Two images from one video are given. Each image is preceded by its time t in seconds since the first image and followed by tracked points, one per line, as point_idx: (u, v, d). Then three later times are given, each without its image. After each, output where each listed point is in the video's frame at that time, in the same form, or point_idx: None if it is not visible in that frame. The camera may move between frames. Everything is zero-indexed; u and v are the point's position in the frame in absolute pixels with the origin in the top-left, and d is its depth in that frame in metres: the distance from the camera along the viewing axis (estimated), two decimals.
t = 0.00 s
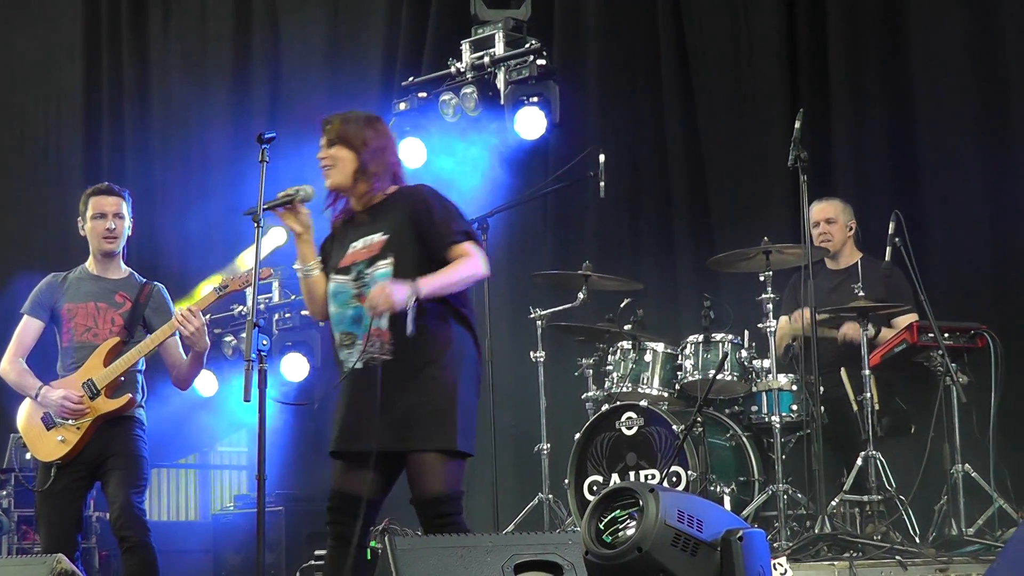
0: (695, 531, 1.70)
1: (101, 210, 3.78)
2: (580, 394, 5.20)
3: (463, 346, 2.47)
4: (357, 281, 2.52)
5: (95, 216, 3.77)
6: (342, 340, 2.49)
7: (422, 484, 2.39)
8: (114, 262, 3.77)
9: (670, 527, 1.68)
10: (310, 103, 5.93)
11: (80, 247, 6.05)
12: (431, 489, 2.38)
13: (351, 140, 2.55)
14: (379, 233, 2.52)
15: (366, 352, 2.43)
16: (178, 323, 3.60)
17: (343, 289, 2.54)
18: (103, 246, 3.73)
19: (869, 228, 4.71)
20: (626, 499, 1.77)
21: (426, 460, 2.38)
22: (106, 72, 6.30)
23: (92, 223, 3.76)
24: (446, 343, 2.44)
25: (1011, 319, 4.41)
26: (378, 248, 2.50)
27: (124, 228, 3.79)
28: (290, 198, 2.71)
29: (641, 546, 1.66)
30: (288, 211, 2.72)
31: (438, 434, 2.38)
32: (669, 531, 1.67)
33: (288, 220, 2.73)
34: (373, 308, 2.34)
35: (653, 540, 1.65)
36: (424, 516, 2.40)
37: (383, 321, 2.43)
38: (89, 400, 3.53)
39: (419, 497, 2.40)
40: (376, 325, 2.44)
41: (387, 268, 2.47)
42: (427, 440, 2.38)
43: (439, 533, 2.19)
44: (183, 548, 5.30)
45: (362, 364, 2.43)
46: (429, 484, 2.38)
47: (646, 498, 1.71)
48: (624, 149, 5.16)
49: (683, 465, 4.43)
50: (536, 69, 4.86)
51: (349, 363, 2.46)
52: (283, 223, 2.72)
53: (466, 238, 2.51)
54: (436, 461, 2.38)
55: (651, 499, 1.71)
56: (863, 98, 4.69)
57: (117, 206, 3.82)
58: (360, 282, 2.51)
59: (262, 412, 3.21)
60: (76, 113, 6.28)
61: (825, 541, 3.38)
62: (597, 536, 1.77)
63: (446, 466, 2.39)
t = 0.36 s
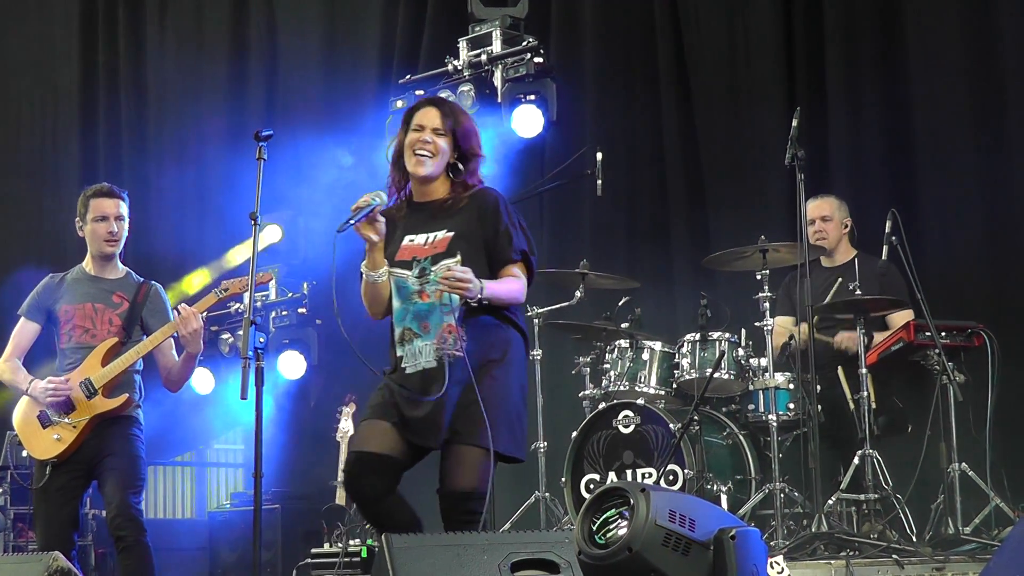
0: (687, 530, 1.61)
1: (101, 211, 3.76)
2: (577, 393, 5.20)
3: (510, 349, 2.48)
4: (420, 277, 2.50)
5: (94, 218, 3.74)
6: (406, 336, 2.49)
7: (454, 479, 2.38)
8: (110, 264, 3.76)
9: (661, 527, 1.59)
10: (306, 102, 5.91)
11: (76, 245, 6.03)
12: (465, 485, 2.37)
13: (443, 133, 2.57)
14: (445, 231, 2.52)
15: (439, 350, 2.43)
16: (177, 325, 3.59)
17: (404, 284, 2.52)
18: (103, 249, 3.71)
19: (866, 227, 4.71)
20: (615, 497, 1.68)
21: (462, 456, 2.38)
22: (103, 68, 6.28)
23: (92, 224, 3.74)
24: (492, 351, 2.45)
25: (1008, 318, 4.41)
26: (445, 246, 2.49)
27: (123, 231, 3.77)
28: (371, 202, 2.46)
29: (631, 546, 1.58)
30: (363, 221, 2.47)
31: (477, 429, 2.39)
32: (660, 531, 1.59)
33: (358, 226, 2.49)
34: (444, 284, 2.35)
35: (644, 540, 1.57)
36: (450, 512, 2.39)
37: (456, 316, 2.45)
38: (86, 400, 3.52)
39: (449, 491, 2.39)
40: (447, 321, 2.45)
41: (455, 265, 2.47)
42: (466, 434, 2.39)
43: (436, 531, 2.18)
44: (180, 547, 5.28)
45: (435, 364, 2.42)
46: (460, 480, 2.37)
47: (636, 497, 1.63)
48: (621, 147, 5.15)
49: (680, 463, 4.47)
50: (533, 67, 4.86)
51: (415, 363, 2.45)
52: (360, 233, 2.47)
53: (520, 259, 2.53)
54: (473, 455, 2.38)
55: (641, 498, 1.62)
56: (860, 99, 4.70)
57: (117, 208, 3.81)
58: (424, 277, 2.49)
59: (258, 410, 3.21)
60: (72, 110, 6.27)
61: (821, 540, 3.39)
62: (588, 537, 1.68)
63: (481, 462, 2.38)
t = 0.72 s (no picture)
0: (678, 528, 1.55)
1: (101, 202, 3.76)
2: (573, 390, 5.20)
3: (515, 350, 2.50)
4: (427, 280, 2.50)
5: (93, 208, 3.75)
6: (411, 338, 2.50)
7: (453, 478, 2.38)
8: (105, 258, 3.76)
9: (651, 525, 1.52)
10: (303, 101, 5.91)
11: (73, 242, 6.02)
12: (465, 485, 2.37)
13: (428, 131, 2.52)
14: (452, 234, 2.51)
15: (442, 357, 2.44)
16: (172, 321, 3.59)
17: (410, 285, 2.52)
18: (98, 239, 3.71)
19: (863, 225, 4.72)
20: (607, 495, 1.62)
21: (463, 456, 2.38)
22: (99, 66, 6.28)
23: (90, 213, 3.74)
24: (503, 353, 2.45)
25: (1004, 316, 4.41)
26: (453, 251, 2.49)
27: (121, 224, 3.78)
28: (372, 184, 2.49)
29: (621, 545, 1.51)
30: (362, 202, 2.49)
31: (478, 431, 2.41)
32: (650, 529, 1.52)
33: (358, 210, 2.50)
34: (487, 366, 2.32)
35: (633, 538, 1.51)
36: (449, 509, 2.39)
37: (462, 325, 2.46)
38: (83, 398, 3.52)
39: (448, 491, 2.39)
40: (451, 329, 2.46)
41: (462, 272, 2.47)
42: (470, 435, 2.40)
43: (434, 529, 2.17)
44: (177, 545, 5.28)
45: (438, 371, 2.44)
46: (459, 479, 2.37)
47: (626, 495, 1.56)
48: (618, 144, 5.16)
49: (676, 461, 4.45)
50: (531, 65, 4.86)
51: (418, 366, 2.46)
52: (360, 213, 2.48)
53: (526, 263, 2.51)
54: (475, 455, 2.38)
55: (631, 496, 1.56)
56: (856, 97, 4.70)
57: (117, 201, 3.81)
58: (430, 281, 2.49)
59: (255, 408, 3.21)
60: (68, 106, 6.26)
61: (819, 538, 3.41)
62: (580, 536, 1.62)
63: (483, 462, 2.39)
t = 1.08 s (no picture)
0: (672, 527, 1.47)
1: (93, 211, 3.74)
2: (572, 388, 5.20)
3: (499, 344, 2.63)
4: (410, 274, 2.68)
5: (88, 219, 3.72)
6: (395, 332, 2.67)
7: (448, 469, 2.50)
8: (106, 259, 3.74)
9: (644, 524, 1.45)
10: (302, 105, 5.98)
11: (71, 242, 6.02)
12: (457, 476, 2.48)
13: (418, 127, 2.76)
14: (429, 226, 2.69)
15: (425, 348, 2.63)
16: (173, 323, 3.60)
17: (395, 280, 2.70)
18: (98, 249, 3.70)
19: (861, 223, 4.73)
20: (602, 494, 1.55)
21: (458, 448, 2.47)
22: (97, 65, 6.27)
23: (86, 225, 3.72)
24: (484, 348, 2.59)
25: (1003, 314, 4.41)
26: (430, 244, 2.68)
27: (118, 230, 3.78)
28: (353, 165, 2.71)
29: (613, 545, 1.44)
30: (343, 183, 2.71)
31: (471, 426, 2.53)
32: (643, 529, 1.45)
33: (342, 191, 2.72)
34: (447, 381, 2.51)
35: (626, 539, 1.44)
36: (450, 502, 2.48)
37: (439, 317, 2.65)
38: (81, 398, 3.51)
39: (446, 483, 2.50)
40: (432, 321, 2.65)
41: (440, 262, 2.66)
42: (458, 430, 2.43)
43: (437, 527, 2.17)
44: (177, 543, 5.29)
45: (422, 361, 2.63)
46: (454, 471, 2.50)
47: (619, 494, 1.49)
48: (617, 142, 5.15)
49: (675, 459, 4.45)
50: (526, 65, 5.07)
51: (404, 358, 2.64)
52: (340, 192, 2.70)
53: (494, 255, 2.66)
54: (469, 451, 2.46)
55: (625, 494, 1.48)
56: (853, 96, 4.71)
57: (109, 208, 3.79)
58: (413, 276, 2.67)
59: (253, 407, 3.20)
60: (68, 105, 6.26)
61: (817, 536, 3.37)
62: (575, 535, 1.54)
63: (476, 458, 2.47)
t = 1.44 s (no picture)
0: (670, 524, 1.52)
1: (104, 210, 3.71)
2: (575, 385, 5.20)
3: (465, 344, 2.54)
4: (370, 272, 2.50)
5: (97, 216, 3.69)
6: (349, 327, 2.49)
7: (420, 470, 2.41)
8: (109, 253, 3.73)
9: (642, 522, 1.50)
10: (305, 97, 5.89)
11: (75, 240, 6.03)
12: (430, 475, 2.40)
13: (389, 123, 2.59)
14: (394, 228, 2.52)
15: (392, 350, 2.46)
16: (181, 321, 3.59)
17: (353, 277, 2.51)
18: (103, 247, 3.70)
19: (864, 220, 4.71)
20: (602, 495, 1.60)
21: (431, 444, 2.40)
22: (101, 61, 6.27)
23: (94, 221, 3.69)
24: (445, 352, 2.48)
25: (1007, 311, 4.40)
26: (393, 245, 2.51)
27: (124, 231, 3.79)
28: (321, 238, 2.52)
29: (611, 542, 1.49)
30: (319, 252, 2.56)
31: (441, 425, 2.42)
32: (641, 526, 1.49)
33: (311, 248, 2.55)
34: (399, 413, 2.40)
35: (623, 536, 1.49)
36: (427, 505, 2.40)
37: (409, 317, 2.48)
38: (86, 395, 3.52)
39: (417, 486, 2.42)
40: (398, 322, 2.48)
41: (403, 266, 2.49)
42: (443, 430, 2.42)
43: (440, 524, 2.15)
44: (177, 539, 5.30)
45: (389, 363, 2.47)
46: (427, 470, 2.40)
47: (617, 492, 1.54)
48: (621, 139, 5.14)
49: (679, 456, 4.48)
50: (532, 61, 4.86)
51: (364, 358, 2.47)
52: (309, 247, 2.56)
53: (459, 258, 2.52)
54: (440, 451, 2.42)
55: (623, 493, 1.53)
56: (858, 92, 4.69)
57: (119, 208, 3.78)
58: (375, 275, 2.50)
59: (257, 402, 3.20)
60: (72, 101, 6.27)
61: (820, 533, 3.37)
62: (577, 533, 1.60)
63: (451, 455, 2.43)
